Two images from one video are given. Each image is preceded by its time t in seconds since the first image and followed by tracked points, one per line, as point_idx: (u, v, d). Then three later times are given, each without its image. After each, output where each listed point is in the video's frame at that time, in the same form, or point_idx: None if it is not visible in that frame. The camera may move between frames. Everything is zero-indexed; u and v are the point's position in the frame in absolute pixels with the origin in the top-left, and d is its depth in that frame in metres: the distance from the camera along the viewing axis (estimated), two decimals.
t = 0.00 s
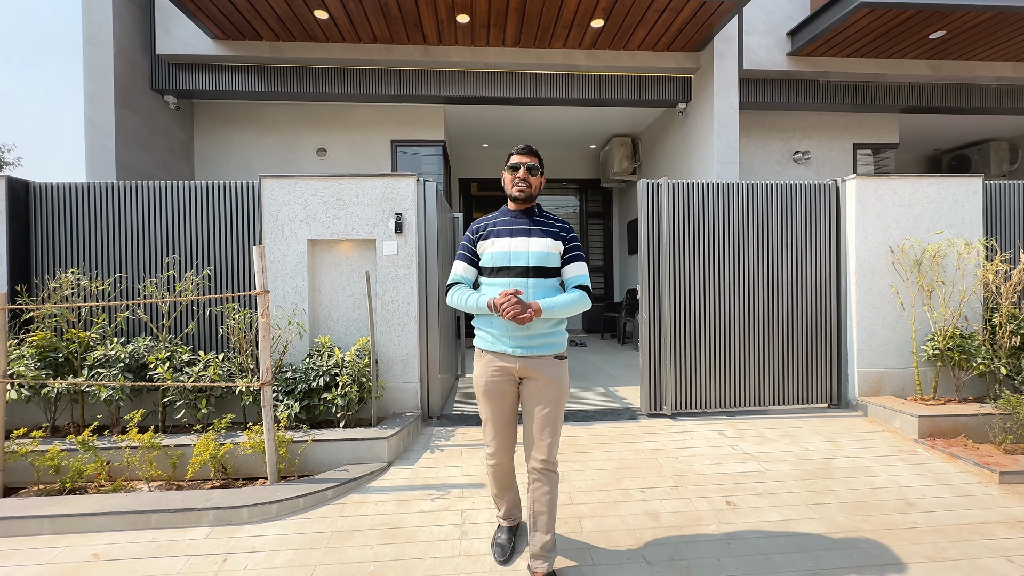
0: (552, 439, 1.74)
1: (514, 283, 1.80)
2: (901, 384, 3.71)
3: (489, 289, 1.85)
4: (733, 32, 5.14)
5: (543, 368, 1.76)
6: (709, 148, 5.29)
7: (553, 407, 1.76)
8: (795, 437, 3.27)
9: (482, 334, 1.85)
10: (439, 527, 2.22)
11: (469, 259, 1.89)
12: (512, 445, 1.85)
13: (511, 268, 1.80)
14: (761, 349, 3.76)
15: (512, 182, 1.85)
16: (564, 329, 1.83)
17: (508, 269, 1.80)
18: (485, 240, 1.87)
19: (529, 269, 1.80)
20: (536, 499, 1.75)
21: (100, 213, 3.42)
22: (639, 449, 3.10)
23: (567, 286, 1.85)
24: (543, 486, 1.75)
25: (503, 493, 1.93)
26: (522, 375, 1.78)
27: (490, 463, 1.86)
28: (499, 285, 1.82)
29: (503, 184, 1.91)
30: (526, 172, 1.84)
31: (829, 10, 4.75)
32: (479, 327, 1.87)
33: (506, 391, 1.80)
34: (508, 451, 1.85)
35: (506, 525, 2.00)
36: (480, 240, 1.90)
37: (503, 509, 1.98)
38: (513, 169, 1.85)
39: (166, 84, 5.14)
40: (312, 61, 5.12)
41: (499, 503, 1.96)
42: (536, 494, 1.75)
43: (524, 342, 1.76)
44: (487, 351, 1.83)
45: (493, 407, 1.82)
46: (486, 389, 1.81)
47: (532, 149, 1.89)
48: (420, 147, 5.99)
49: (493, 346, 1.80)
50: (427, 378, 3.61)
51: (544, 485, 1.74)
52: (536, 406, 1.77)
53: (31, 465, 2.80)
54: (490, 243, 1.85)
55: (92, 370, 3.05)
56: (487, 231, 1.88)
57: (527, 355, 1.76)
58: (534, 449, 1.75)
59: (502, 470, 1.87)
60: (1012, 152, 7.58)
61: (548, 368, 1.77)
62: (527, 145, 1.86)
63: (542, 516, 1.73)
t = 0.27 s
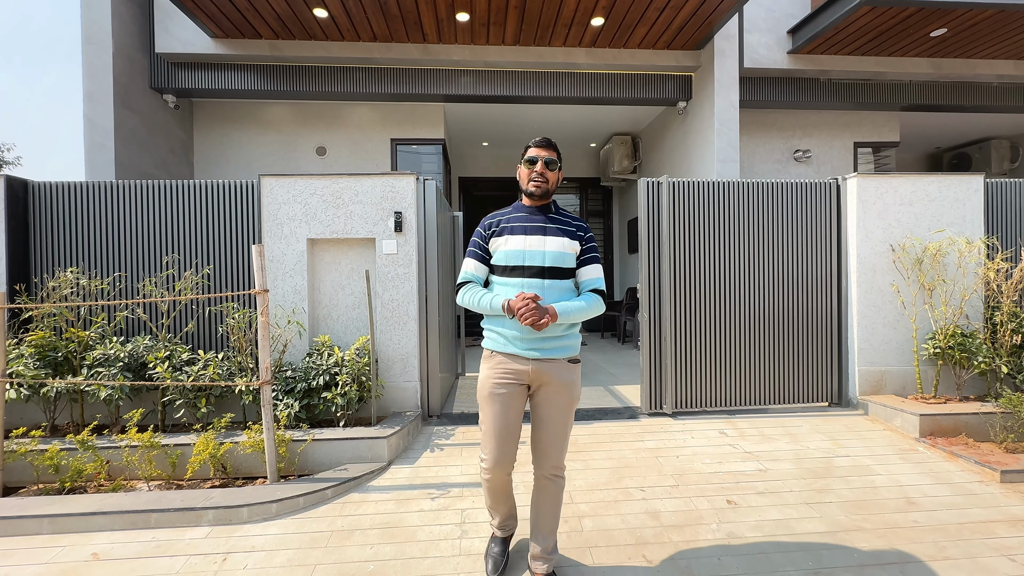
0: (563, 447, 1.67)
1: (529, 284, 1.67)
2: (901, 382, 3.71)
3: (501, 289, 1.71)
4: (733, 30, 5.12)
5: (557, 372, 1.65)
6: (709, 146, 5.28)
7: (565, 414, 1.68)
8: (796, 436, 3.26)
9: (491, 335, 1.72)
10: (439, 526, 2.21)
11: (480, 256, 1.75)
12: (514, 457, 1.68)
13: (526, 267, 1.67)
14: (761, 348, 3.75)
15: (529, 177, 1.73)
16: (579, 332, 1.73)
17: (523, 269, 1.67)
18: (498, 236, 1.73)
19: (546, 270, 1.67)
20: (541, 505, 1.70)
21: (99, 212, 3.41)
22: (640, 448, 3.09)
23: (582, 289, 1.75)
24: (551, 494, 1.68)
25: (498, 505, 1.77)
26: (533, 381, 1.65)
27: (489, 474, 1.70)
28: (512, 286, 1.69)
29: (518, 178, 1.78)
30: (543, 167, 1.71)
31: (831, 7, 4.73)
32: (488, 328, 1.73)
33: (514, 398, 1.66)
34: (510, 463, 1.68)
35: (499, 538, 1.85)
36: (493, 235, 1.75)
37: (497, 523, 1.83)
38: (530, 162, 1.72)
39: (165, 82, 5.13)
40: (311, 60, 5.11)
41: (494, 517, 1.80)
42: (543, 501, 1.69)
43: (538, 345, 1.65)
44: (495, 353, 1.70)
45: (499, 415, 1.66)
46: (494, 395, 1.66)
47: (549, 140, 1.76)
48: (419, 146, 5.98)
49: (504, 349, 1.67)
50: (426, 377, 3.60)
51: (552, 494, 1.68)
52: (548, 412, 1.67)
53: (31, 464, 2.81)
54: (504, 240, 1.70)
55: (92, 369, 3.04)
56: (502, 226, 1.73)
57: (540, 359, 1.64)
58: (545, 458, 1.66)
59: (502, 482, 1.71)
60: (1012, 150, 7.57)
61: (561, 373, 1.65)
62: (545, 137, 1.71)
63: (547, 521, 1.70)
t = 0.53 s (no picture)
0: (568, 450, 1.63)
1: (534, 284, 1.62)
2: (903, 381, 3.70)
3: (503, 289, 1.66)
4: (734, 27, 5.10)
5: (561, 373, 1.59)
6: (709, 144, 5.27)
7: (570, 416, 1.63)
8: (797, 434, 3.25)
9: (493, 336, 1.65)
10: (439, 525, 2.20)
11: (482, 254, 1.70)
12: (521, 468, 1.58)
13: (530, 267, 1.62)
14: (762, 346, 3.74)
15: (532, 174, 1.68)
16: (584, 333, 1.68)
17: (527, 269, 1.62)
18: (502, 234, 1.67)
19: (551, 270, 1.63)
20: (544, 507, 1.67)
21: (98, 210, 3.40)
22: (640, 447, 3.08)
23: (589, 290, 1.72)
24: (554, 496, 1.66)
25: (501, 536, 1.58)
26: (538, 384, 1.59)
27: (495, 490, 1.57)
28: (516, 286, 1.63)
29: (520, 174, 1.73)
30: (546, 162, 1.66)
31: (832, 5, 4.72)
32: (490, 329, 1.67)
33: (518, 403, 1.58)
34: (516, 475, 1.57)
35: None
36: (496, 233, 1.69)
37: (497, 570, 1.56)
38: (533, 157, 1.66)
39: (164, 81, 5.12)
40: (311, 58, 5.09)
41: (493, 557, 1.56)
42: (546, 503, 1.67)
43: (543, 345, 1.59)
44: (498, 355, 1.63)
45: (504, 422, 1.57)
46: (498, 399, 1.58)
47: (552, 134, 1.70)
48: (419, 144, 5.97)
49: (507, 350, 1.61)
50: (426, 376, 3.59)
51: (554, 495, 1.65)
52: (552, 416, 1.62)
53: (30, 464, 2.80)
54: (507, 239, 1.65)
55: (91, 368, 3.04)
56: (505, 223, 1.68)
57: (545, 360, 1.59)
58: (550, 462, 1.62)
59: (507, 498, 1.58)
60: (1014, 148, 7.55)
61: (567, 376, 1.60)
62: (547, 131, 1.66)
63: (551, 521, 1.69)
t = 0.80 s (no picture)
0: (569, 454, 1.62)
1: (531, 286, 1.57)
2: (904, 379, 3.69)
3: (499, 292, 1.61)
4: (735, 25, 5.08)
5: (564, 378, 1.55)
6: (710, 142, 5.26)
7: (573, 422, 1.60)
8: (798, 433, 3.24)
9: (490, 342, 1.60)
10: (439, 525, 2.19)
11: (475, 257, 1.63)
12: (525, 480, 1.54)
13: (526, 268, 1.58)
14: (763, 345, 3.73)
15: (524, 173, 1.63)
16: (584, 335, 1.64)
17: (523, 270, 1.57)
18: (495, 236, 1.62)
19: (548, 270, 1.58)
20: (547, 511, 1.67)
21: (97, 209, 3.39)
22: (641, 446, 3.08)
23: (587, 291, 1.69)
24: (556, 500, 1.65)
25: (508, 551, 1.54)
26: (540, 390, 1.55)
27: (500, 504, 1.53)
28: (512, 289, 1.58)
29: (512, 174, 1.69)
30: (538, 160, 1.61)
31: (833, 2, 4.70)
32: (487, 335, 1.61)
33: (520, 412, 1.54)
34: (521, 488, 1.54)
35: None
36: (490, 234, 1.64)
37: None
38: (524, 156, 1.61)
39: (163, 79, 5.11)
40: (310, 56, 5.08)
41: (501, 571, 1.54)
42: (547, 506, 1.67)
43: (543, 350, 1.54)
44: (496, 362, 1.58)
45: (507, 434, 1.53)
46: (499, 410, 1.53)
47: (543, 131, 1.66)
48: (419, 143, 5.96)
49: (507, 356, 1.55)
50: (427, 375, 3.58)
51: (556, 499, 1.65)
52: (555, 423, 1.59)
53: (29, 464, 2.80)
54: (501, 240, 1.60)
55: (90, 368, 3.03)
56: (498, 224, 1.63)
57: (546, 365, 1.54)
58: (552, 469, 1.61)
59: (512, 512, 1.55)
60: (1016, 146, 7.53)
61: (569, 381, 1.56)
62: (538, 128, 1.61)
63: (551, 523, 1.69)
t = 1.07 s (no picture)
0: (568, 464, 1.55)
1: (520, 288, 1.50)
2: (906, 378, 3.68)
3: (487, 297, 1.54)
4: (735, 23, 5.06)
5: (561, 387, 1.49)
6: (710, 141, 5.25)
7: (572, 431, 1.53)
8: (799, 432, 3.23)
9: (482, 353, 1.53)
10: (439, 524, 2.19)
11: (459, 262, 1.56)
12: (522, 490, 1.50)
13: (514, 270, 1.51)
14: (764, 344, 3.72)
15: (506, 171, 1.58)
16: (577, 339, 1.58)
17: (511, 272, 1.50)
18: (480, 238, 1.55)
19: (536, 271, 1.51)
20: (549, 523, 1.62)
21: (96, 208, 3.39)
22: (641, 445, 3.07)
23: (578, 290, 1.62)
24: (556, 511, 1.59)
25: (508, 564, 1.49)
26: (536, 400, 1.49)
27: (497, 516, 1.48)
28: (502, 292, 1.52)
29: (494, 174, 1.64)
30: (519, 157, 1.57)
31: None
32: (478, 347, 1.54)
33: (515, 422, 1.49)
34: (519, 498, 1.49)
35: None
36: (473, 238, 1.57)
37: None
38: (504, 154, 1.57)
39: (162, 78, 5.09)
40: (310, 55, 5.06)
41: None
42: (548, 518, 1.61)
43: (537, 357, 1.48)
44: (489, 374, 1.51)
45: (501, 444, 1.48)
46: (493, 421, 1.48)
47: (524, 127, 1.61)
48: (419, 141, 5.94)
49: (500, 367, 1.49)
50: (427, 374, 3.57)
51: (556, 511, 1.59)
52: (552, 437, 1.52)
53: (28, 464, 2.78)
54: (486, 242, 1.53)
55: (89, 367, 3.02)
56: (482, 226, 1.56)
57: (540, 373, 1.48)
58: (552, 483, 1.54)
59: (511, 523, 1.49)
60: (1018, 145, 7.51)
61: (565, 389, 1.50)
62: (517, 123, 1.57)
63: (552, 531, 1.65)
